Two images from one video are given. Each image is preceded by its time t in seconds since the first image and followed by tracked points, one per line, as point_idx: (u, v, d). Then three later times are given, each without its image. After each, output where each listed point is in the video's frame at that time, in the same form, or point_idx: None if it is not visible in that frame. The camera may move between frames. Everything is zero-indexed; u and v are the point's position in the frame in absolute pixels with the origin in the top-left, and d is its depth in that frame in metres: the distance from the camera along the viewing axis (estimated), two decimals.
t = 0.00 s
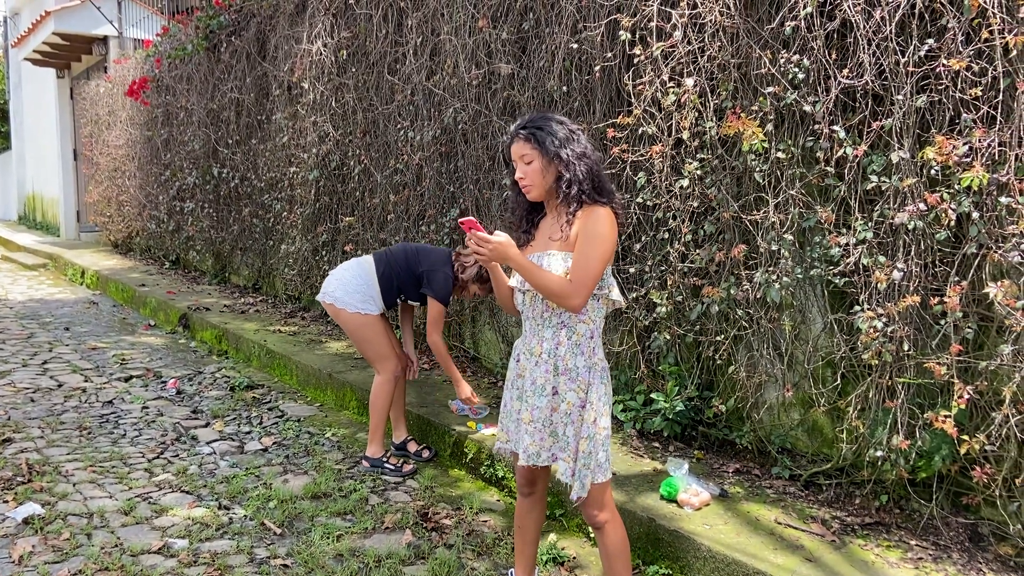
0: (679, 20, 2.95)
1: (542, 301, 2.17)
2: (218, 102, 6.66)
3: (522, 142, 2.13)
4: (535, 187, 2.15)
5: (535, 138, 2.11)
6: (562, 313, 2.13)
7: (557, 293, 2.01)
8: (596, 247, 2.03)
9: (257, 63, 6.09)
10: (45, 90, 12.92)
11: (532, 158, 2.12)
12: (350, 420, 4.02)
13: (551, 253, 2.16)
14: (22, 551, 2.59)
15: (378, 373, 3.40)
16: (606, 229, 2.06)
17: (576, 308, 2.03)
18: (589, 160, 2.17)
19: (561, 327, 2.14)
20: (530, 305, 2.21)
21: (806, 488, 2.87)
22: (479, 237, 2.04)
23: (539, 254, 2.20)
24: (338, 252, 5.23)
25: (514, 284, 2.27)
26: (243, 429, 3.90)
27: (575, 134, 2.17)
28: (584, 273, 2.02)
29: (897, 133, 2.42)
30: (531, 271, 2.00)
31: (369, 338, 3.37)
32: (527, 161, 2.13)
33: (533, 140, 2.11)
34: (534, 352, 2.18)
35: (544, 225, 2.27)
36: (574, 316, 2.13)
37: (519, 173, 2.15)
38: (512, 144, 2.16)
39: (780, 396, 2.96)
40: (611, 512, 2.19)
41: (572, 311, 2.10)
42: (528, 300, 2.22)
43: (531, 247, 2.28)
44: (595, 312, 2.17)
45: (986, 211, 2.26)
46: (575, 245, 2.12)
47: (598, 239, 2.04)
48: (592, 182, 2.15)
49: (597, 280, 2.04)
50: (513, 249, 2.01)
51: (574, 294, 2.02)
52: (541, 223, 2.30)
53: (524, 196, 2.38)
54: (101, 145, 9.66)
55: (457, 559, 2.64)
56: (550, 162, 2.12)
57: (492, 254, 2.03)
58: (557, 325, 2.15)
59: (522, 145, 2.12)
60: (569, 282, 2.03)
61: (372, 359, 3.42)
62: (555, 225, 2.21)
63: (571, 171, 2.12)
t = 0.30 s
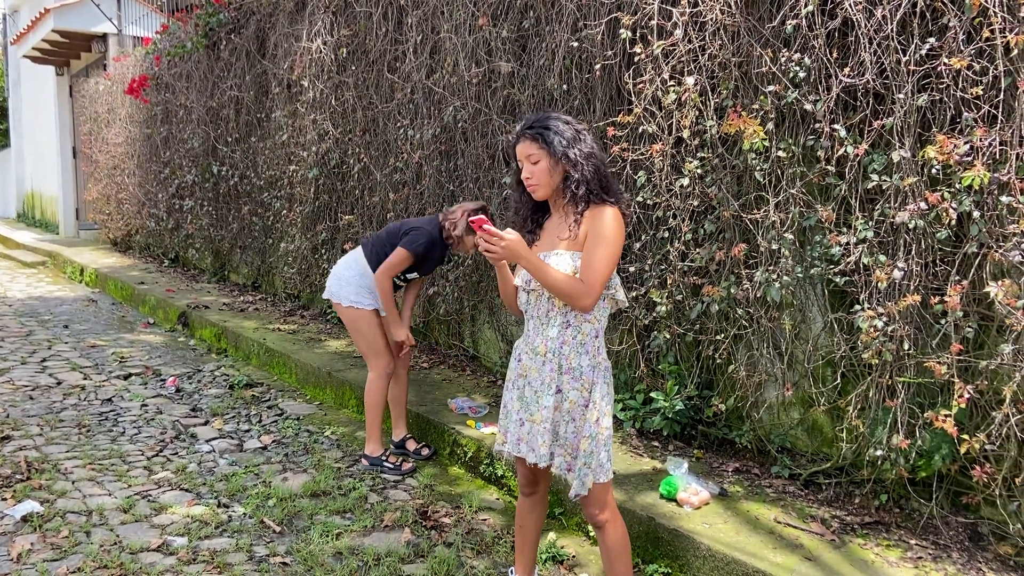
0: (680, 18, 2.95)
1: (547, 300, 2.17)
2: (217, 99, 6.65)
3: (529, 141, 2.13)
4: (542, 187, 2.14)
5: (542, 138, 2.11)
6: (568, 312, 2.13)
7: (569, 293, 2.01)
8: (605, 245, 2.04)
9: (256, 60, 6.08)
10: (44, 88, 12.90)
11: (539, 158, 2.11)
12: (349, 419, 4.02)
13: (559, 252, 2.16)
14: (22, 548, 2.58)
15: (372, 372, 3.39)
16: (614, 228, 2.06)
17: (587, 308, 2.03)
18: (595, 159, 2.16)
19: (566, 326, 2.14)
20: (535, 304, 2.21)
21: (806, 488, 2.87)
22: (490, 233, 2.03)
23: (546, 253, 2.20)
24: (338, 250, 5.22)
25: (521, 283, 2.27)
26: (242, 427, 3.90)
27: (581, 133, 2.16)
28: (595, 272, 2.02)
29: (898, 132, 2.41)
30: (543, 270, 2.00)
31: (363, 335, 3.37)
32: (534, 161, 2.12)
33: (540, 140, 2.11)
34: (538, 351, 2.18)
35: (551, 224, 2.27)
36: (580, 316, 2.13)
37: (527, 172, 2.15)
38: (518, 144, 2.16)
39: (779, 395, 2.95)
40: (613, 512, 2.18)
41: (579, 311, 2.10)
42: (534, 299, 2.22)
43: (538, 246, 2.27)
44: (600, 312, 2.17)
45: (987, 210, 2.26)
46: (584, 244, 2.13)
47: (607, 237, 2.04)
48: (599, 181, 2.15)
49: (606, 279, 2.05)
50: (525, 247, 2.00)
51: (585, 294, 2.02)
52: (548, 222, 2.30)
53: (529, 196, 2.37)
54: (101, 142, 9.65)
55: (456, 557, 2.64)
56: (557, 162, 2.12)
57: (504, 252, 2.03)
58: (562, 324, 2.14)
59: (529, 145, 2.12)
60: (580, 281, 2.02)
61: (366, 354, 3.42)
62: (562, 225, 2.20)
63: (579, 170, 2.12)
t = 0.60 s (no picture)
0: (679, 19, 2.94)
1: (547, 299, 2.18)
2: (217, 98, 6.65)
3: (531, 142, 2.12)
4: (544, 188, 2.15)
5: (543, 138, 2.11)
6: (569, 312, 2.14)
7: (573, 294, 2.01)
8: (608, 244, 2.04)
9: (255, 59, 6.08)
10: (43, 86, 12.89)
11: (541, 158, 2.11)
12: (348, 418, 4.02)
13: (561, 252, 2.16)
14: (19, 547, 2.58)
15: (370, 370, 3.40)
16: (616, 228, 2.07)
17: (591, 309, 2.03)
18: (597, 159, 2.17)
19: (566, 326, 2.14)
20: (535, 304, 2.22)
21: (804, 488, 2.87)
22: (493, 235, 2.01)
23: (547, 253, 2.20)
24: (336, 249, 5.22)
25: (522, 284, 2.27)
26: (240, 426, 3.90)
27: (582, 133, 2.17)
28: (597, 272, 2.03)
29: (897, 133, 2.42)
30: (547, 271, 1.99)
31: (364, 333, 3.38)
32: (536, 162, 2.12)
33: (542, 141, 2.11)
34: (538, 351, 2.18)
35: (552, 224, 2.27)
36: (580, 316, 2.14)
37: (529, 173, 2.15)
38: (520, 145, 2.16)
39: (778, 395, 2.96)
40: (611, 512, 2.18)
41: (581, 311, 2.10)
42: (534, 299, 2.22)
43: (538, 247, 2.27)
44: (601, 313, 2.18)
45: (985, 211, 2.26)
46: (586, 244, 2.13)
47: (609, 236, 2.05)
48: (601, 181, 2.16)
49: (609, 278, 2.05)
50: (528, 248, 1.99)
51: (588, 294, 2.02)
52: (549, 222, 2.30)
53: (530, 196, 2.37)
54: (100, 141, 9.64)
55: (454, 557, 2.64)
56: (559, 163, 2.12)
57: (508, 254, 2.01)
58: (563, 324, 2.14)
59: (530, 146, 2.12)
60: (583, 281, 2.02)
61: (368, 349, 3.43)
62: (564, 225, 2.21)
63: (581, 169, 2.13)
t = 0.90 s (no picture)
0: (680, 19, 2.94)
1: (550, 299, 2.18)
2: (216, 97, 6.64)
3: (534, 142, 2.12)
4: (548, 189, 2.14)
5: (547, 139, 2.10)
6: (572, 311, 2.14)
7: (579, 295, 2.01)
8: (612, 245, 2.05)
9: (255, 58, 6.07)
10: (42, 85, 12.86)
11: (545, 159, 2.11)
12: (348, 417, 4.01)
13: (565, 252, 2.16)
14: (21, 547, 2.58)
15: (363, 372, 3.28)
16: (620, 229, 2.07)
17: (596, 309, 2.04)
18: (599, 159, 2.18)
19: (569, 326, 2.14)
20: (537, 303, 2.22)
21: (805, 487, 2.87)
22: (498, 237, 2.00)
23: (550, 253, 2.20)
24: (336, 249, 5.21)
25: (525, 283, 2.27)
26: (241, 425, 3.89)
27: (585, 134, 2.17)
28: (602, 274, 2.03)
29: (898, 133, 2.42)
30: (552, 274, 2.00)
31: (364, 334, 3.26)
32: (540, 163, 2.12)
33: (545, 141, 2.10)
34: (540, 351, 2.17)
35: (554, 223, 2.27)
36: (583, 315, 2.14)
37: (532, 173, 2.14)
38: (523, 145, 2.15)
39: (778, 395, 2.96)
40: (613, 511, 2.18)
41: (585, 311, 2.11)
42: (536, 299, 2.22)
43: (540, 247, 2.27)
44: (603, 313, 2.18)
45: (986, 212, 2.26)
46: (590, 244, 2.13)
47: (613, 236, 2.05)
48: (604, 182, 2.16)
49: (613, 278, 2.06)
50: (534, 250, 1.99)
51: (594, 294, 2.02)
52: (551, 222, 2.30)
53: (532, 196, 2.37)
54: (99, 140, 9.63)
55: (456, 557, 2.64)
56: (563, 164, 2.12)
57: (513, 256, 2.01)
58: (565, 323, 2.14)
59: (534, 147, 2.12)
60: (588, 282, 2.03)
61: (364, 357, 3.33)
62: (567, 225, 2.21)
63: (584, 169, 2.13)
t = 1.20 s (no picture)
0: (679, 17, 2.94)
1: (549, 296, 2.18)
2: (215, 97, 6.63)
3: (537, 141, 2.12)
4: (550, 188, 2.15)
5: (551, 138, 2.10)
6: (571, 309, 2.14)
7: (582, 294, 2.01)
8: (614, 245, 2.05)
9: (254, 58, 6.06)
10: (40, 85, 12.84)
11: (548, 158, 2.11)
12: (347, 416, 4.01)
13: (566, 250, 2.16)
14: (19, 546, 2.58)
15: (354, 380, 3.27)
16: (621, 229, 2.07)
17: (597, 308, 2.04)
18: (602, 158, 2.18)
19: (568, 324, 2.14)
20: (537, 300, 2.22)
21: (804, 486, 2.87)
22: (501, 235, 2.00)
23: (551, 250, 2.20)
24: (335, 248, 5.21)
25: (525, 280, 2.26)
26: (239, 424, 3.89)
27: (588, 133, 2.17)
28: (603, 273, 2.03)
29: (897, 132, 2.42)
30: (554, 272, 2.00)
31: (351, 339, 3.21)
32: (543, 162, 2.12)
33: (549, 141, 2.10)
34: (538, 348, 2.17)
35: (556, 221, 2.27)
36: (582, 313, 2.14)
37: (535, 172, 2.15)
38: (526, 144, 2.15)
39: (777, 394, 2.96)
40: (611, 510, 2.18)
41: (584, 310, 2.11)
42: (536, 295, 2.22)
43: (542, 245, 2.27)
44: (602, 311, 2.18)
45: (985, 210, 2.27)
46: (591, 243, 2.14)
47: (615, 235, 2.05)
48: (606, 182, 2.16)
49: (614, 277, 2.06)
50: (537, 248, 1.99)
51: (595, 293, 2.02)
52: (553, 220, 2.30)
53: (534, 194, 2.37)
54: (97, 140, 9.61)
55: (455, 555, 2.64)
56: (566, 163, 2.12)
57: (515, 254, 2.01)
58: (564, 321, 2.14)
59: (537, 145, 2.12)
60: (589, 281, 2.03)
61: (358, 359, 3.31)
62: (569, 224, 2.21)
63: (586, 168, 2.13)
